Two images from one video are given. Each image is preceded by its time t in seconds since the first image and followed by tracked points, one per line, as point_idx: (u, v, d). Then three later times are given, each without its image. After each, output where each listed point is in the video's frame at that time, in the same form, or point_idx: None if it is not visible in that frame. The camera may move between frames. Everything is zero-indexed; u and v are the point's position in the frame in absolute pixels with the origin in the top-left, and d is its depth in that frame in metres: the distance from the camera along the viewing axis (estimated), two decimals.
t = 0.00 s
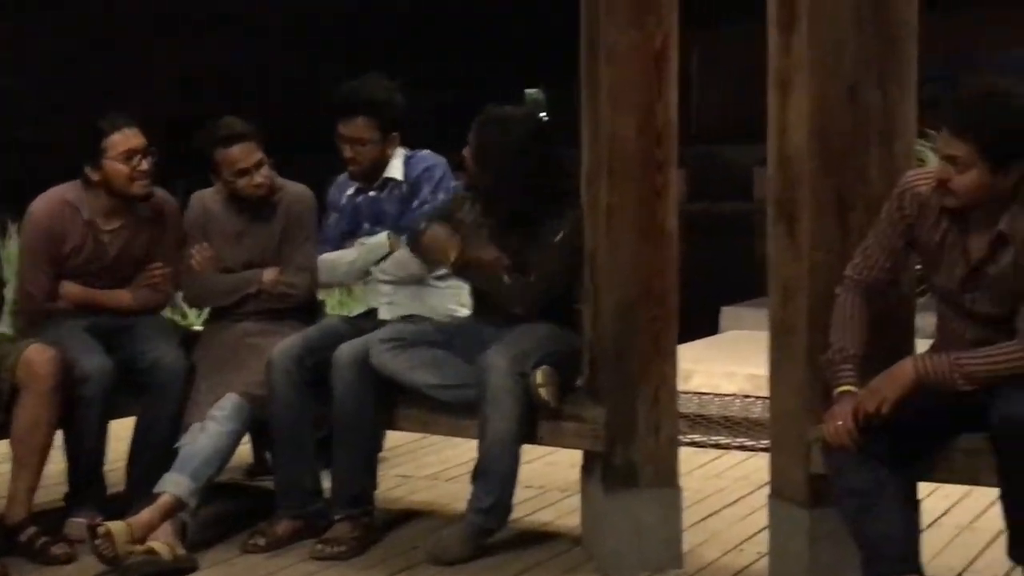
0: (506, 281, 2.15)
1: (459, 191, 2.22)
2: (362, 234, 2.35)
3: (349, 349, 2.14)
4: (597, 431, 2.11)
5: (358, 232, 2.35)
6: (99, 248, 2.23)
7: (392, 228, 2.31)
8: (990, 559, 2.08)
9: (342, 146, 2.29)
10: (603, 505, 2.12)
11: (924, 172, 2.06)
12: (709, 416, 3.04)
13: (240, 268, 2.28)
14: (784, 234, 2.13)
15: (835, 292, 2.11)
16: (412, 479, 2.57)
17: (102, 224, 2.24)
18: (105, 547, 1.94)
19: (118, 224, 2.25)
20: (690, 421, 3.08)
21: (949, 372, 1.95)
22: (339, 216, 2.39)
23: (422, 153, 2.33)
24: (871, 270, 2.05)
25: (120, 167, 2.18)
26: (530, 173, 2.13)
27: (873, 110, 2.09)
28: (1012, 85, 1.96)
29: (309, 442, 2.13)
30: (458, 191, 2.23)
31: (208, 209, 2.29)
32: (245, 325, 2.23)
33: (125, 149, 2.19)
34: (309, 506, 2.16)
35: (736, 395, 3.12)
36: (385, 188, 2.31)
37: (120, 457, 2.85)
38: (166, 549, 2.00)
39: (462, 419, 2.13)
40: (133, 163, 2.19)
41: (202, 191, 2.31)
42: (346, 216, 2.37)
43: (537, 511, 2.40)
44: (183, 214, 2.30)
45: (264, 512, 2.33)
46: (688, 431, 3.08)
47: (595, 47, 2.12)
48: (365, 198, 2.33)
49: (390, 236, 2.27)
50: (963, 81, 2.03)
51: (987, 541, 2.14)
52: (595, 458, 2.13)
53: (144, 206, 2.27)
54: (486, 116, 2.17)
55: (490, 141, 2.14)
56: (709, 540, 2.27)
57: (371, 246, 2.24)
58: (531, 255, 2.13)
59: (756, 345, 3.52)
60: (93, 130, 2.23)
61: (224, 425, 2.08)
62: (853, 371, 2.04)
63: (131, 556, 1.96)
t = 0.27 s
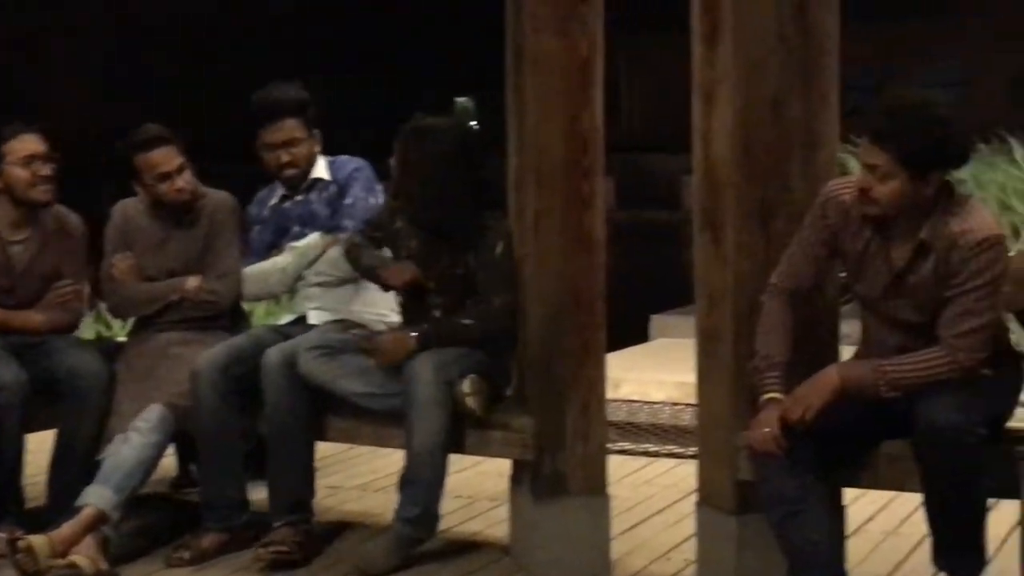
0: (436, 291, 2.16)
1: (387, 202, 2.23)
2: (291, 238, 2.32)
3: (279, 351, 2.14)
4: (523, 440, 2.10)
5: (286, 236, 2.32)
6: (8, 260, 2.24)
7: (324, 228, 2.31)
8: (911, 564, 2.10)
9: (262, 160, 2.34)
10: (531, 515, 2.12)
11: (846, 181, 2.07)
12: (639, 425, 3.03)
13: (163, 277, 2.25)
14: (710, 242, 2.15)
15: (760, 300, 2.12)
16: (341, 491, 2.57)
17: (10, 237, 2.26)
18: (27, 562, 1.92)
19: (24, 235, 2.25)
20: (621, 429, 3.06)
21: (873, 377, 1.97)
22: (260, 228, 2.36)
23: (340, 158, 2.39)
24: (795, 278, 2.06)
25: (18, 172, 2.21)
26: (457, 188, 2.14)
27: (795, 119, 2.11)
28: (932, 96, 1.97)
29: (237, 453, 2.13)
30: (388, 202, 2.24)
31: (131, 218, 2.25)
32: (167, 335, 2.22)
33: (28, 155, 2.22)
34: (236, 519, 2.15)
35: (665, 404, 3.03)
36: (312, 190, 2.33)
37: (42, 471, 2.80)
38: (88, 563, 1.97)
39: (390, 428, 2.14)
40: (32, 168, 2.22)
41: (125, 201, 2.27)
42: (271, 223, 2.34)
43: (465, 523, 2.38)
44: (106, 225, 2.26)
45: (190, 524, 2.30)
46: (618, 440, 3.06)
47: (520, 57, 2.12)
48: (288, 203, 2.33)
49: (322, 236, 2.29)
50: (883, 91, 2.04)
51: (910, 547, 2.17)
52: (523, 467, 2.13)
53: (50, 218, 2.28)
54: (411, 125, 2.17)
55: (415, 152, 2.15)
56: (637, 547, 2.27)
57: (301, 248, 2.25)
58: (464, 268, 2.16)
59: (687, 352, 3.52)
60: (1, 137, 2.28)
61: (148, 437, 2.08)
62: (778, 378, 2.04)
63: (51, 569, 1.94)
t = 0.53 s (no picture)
0: (371, 292, 2.20)
1: (322, 207, 2.23)
2: (222, 247, 2.34)
3: (212, 351, 2.14)
4: (462, 449, 2.10)
5: (218, 244, 2.34)
6: None
7: (250, 233, 2.31)
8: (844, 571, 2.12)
9: (197, 167, 2.36)
10: (468, 523, 2.12)
11: (780, 188, 2.08)
12: (577, 432, 3.04)
13: (97, 286, 2.24)
14: (646, 249, 2.15)
15: (696, 307, 2.12)
16: (275, 500, 2.56)
17: None
18: None
19: None
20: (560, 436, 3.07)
21: (806, 383, 1.97)
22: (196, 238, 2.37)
23: (273, 163, 2.40)
24: (730, 284, 2.07)
25: None
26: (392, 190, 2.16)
27: (729, 127, 2.12)
28: (864, 103, 1.99)
29: (171, 464, 2.13)
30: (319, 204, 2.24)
31: (61, 226, 2.26)
32: (100, 344, 2.21)
33: None
34: (171, 531, 2.13)
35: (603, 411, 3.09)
36: (242, 196, 2.33)
37: None
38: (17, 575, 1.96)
39: (326, 437, 2.13)
40: None
41: (55, 208, 2.29)
42: (203, 232, 2.35)
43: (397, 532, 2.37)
44: (37, 231, 2.27)
45: (124, 539, 2.29)
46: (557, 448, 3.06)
47: (457, 63, 2.12)
48: (219, 210, 2.34)
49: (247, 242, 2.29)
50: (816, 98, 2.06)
51: (844, 553, 2.18)
52: (460, 476, 2.13)
53: None
54: (346, 127, 2.17)
55: (351, 155, 2.16)
56: (574, 555, 2.26)
57: (226, 257, 2.26)
58: (399, 269, 2.19)
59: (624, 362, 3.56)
60: None
61: (79, 448, 2.08)
62: (713, 384, 2.05)
63: None
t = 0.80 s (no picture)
0: (320, 298, 2.19)
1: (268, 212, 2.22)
2: (174, 252, 2.35)
3: (161, 357, 2.14)
4: (414, 455, 2.09)
5: (169, 249, 2.36)
6: None
7: (202, 240, 2.33)
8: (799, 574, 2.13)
9: (151, 167, 2.38)
10: (421, 529, 2.11)
11: (732, 193, 2.08)
12: (532, 438, 3.08)
13: (46, 294, 2.25)
14: (599, 254, 2.15)
15: (648, 312, 2.12)
16: (228, 509, 2.56)
17: None
18: None
19: None
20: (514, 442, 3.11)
21: (759, 388, 1.96)
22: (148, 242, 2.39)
23: (228, 170, 2.41)
24: (682, 289, 2.07)
25: None
26: (339, 195, 2.15)
27: (681, 133, 2.12)
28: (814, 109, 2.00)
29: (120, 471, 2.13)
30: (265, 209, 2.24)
31: (13, 232, 2.27)
32: (49, 352, 2.22)
33: None
34: (122, 540, 2.13)
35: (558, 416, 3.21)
36: (195, 203, 2.36)
37: None
38: None
39: (277, 443, 2.13)
40: None
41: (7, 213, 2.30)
42: (156, 236, 2.37)
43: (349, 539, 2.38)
44: None
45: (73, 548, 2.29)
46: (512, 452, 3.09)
47: (409, 68, 2.11)
48: (173, 215, 2.36)
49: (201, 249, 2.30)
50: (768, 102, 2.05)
51: (795, 557, 2.19)
52: (413, 482, 2.12)
53: None
54: (291, 133, 2.17)
55: (296, 157, 2.13)
56: (528, 562, 2.25)
57: (179, 262, 2.26)
58: (349, 274, 2.16)
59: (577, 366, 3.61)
60: None
61: (27, 458, 2.11)
62: (666, 389, 2.04)
63: None
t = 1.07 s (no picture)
0: (278, 305, 2.19)
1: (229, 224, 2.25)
2: (130, 260, 2.37)
3: (117, 365, 2.14)
4: (371, 461, 2.09)
5: (126, 257, 2.37)
6: None
7: (161, 252, 2.35)
8: None
9: (111, 168, 2.36)
10: (378, 536, 2.12)
11: (686, 199, 2.09)
12: (491, 443, 3.12)
13: (1, 302, 2.27)
14: (555, 259, 2.16)
15: (605, 317, 2.13)
16: (184, 517, 2.56)
17: None
18: None
19: None
20: (473, 448, 3.15)
21: (713, 393, 1.96)
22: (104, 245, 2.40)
23: (190, 178, 2.40)
24: (637, 294, 2.07)
25: None
26: (296, 201, 2.15)
27: (635, 138, 2.14)
28: (766, 115, 2.00)
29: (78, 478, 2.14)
30: (231, 220, 2.26)
31: None
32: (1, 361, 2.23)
33: None
34: (79, 549, 2.14)
35: (517, 421, 3.24)
36: (154, 212, 2.36)
37: None
38: None
39: (233, 451, 2.14)
40: None
41: None
42: (112, 242, 2.38)
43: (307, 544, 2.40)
44: None
45: (30, 555, 2.29)
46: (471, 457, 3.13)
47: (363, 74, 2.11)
48: (131, 223, 2.36)
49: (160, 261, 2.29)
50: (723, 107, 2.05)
51: (750, 561, 2.21)
52: (370, 489, 2.12)
53: None
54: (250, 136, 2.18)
55: (256, 160, 2.14)
56: (486, 567, 2.26)
57: (136, 275, 2.26)
58: (306, 281, 2.16)
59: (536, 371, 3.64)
60: None
61: None
62: (621, 393, 2.05)
63: None
